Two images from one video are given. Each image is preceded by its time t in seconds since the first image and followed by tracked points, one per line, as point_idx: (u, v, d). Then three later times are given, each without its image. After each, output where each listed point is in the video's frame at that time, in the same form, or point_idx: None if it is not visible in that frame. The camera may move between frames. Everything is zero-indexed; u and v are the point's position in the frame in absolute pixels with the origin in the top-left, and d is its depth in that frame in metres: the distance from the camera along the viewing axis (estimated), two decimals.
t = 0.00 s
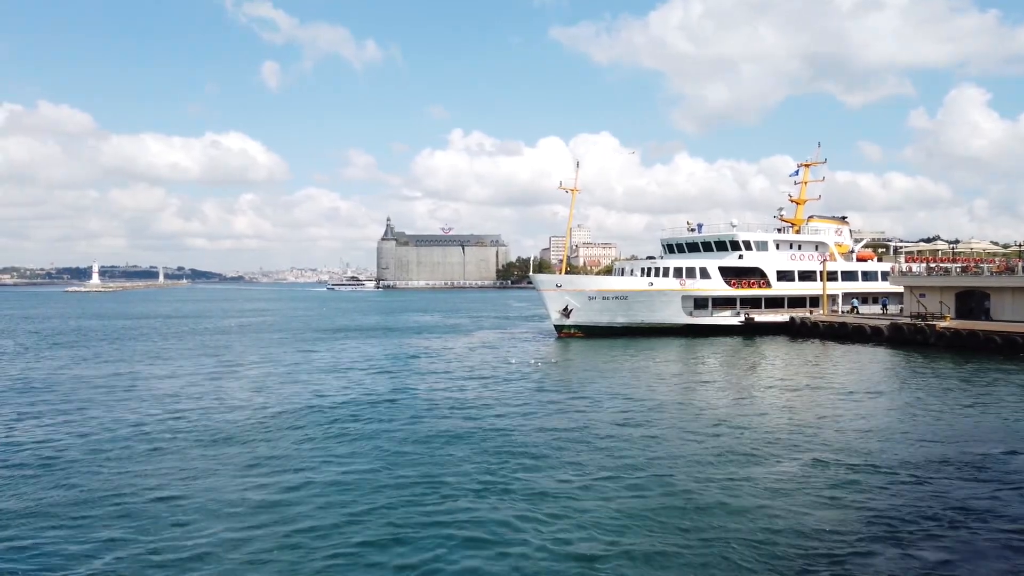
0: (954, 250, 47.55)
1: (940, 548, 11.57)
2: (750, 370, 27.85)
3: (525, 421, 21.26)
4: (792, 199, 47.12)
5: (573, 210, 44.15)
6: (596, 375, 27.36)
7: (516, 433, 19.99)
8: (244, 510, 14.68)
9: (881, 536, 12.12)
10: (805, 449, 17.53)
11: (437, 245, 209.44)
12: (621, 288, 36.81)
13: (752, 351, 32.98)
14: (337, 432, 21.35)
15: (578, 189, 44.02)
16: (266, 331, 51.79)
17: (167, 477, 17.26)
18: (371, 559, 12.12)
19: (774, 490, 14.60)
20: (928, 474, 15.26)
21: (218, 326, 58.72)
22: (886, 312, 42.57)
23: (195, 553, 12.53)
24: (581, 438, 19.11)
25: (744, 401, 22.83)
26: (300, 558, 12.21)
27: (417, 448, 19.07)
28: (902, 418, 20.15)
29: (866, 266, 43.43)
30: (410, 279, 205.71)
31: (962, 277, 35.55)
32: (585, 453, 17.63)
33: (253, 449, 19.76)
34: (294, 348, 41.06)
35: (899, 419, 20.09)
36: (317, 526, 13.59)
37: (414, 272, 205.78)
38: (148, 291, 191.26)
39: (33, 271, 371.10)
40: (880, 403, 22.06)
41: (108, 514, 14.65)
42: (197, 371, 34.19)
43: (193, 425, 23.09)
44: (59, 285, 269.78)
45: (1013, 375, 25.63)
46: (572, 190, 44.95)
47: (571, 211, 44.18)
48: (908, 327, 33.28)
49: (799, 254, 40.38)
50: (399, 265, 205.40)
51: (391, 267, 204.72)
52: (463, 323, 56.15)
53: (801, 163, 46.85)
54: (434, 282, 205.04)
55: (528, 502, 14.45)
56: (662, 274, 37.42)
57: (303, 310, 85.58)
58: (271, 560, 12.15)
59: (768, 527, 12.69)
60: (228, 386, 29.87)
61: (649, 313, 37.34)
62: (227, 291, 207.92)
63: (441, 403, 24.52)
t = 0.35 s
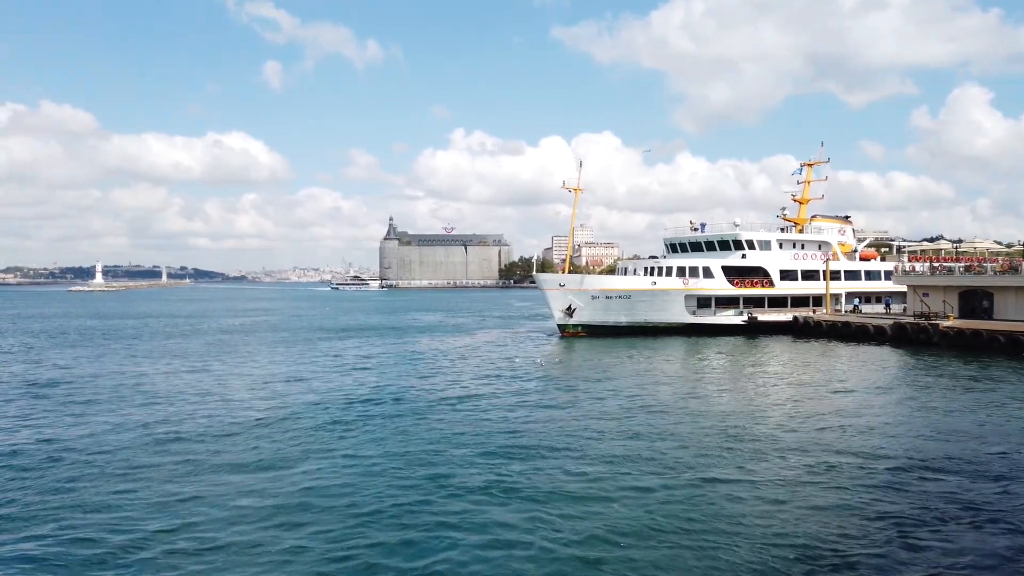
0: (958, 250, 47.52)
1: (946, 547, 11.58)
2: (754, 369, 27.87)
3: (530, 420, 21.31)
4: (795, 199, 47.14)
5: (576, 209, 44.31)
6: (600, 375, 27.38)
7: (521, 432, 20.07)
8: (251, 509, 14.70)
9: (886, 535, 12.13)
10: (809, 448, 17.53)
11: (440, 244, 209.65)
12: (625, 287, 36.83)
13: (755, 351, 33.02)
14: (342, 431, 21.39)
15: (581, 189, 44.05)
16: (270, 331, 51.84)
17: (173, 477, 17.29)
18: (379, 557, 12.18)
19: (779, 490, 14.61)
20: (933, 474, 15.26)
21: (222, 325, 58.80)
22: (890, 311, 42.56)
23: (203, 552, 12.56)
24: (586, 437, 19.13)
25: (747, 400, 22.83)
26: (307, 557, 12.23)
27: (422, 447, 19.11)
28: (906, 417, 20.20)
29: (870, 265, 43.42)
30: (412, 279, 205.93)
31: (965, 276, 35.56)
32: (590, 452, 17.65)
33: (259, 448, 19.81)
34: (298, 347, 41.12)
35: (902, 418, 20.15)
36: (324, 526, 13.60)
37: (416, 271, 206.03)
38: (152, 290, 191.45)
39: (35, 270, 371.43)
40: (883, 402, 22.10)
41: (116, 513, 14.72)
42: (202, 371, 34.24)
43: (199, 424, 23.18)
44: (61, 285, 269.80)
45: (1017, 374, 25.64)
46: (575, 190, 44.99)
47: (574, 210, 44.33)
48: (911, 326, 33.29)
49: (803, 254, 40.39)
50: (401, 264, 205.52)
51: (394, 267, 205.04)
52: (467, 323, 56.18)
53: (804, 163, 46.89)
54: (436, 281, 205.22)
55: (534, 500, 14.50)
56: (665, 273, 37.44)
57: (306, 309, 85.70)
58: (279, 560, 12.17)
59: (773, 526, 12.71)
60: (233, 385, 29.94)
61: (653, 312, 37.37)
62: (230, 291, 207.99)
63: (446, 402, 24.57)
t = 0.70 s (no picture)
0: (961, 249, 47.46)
1: (952, 548, 11.52)
2: (757, 369, 27.86)
3: (533, 419, 21.34)
4: (799, 199, 47.12)
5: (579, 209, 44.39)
6: (603, 374, 27.42)
7: (524, 431, 20.11)
8: (255, 509, 14.70)
9: (890, 535, 12.09)
10: (814, 448, 17.48)
11: (443, 244, 209.78)
12: (627, 286, 36.83)
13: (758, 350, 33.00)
14: (346, 430, 21.41)
15: (584, 188, 44.12)
16: (274, 330, 51.94)
17: (177, 476, 17.31)
18: (382, 556, 12.22)
19: (784, 490, 14.56)
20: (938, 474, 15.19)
21: (225, 325, 58.90)
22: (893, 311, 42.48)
23: (208, 552, 12.55)
24: (589, 436, 19.12)
25: (751, 400, 22.77)
26: (311, 558, 12.21)
27: (425, 446, 19.15)
28: (908, 417, 20.19)
29: (873, 265, 43.40)
30: (415, 279, 206.11)
31: (968, 276, 35.51)
32: (594, 452, 17.63)
33: (263, 447, 19.88)
34: (301, 347, 41.20)
35: (905, 417, 20.15)
36: (328, 526, 13.60)
37: (419, 271, 206.24)
38: (155, 290, 191.77)
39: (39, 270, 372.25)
40: (886, 402, 22.09)
41: (120, 511, 14.79)
42: (207, 369, 34.33)
43: (204, 423, 23.24)
44: (65, 285, 270.62)
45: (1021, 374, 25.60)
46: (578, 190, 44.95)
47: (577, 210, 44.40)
48: (915, 326, 33.23)
49: (806, 254, 40.38)
50: (405, 264, 205.76)
51: (398, 267, 205.27)
52: (470, 322, 56.23)
53: (807, 162, 46.87)
54: (439, 281, 205.36)
55: (537, 499, 14.53)
56: (668, 273, 37.44)
57: (310, 308, 85.77)
58: (284, 560, 12.16)
59: (778, 527, 12.66)
60: (236, 385, 30.00)
61: (656, 312, 37.34)
62: (234, 290, 208.42)
63: (449, 401, 24.62)
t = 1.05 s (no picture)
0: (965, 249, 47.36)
1: (957, 547, 11.52)
2: (760, 368, 27.86)
3: (537, 418, 21.37)
4: (802, 198, 47.08)
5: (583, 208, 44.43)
6: (607, 373, 27.44)
7: (528, 430, 20.14)
8: (259, 507, 14.75)
9: (890, 534, 12.14)
10: (817, 448, 17.44)
11: (446, 244, 209.83)
12: (631, 286, 36.84)
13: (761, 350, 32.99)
14: (351, 428, 21.47)
15: (588, 188, 44.17)
16: (279, 329, 52.01)
17: (182, 474, 17.37)
18: (386, 554, 12.27)
19: (789, 490, 14.53)
20: (943, 474, 15.18)
21: (230, 323, 58.99)
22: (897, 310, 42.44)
23: (212, 550, 12.62)
24: (592, 436, 19.12)
25: (755, 400, 22.68)
26: (316, 556, 12.26)
27: (430, 445, 19.19)
28: (911, 416, 20.20)
29: (877, 265, 43.35)
30: (418, 278, 206.24)
31: (972, 275, 35.46)
32: (598, 451, 17.64)
33: (267, 446, 19.93)
34: (306, 346, 41.25)
35: (908, 417, 20.14)
36: (333, 524, 13.64)
37: (422, 270, 206.34)
38: (158, 289, 191.77)
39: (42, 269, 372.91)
40: (890, 401, 22.10)
41: (125, 510, 14.84)
42: (212, 368, 34.44)
43: (208, 422, 23.30)
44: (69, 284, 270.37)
45: None
46: (582, 189, 44.61)
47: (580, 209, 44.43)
48: (918, 326, 33.22)
49: (809, 253, 40.37)
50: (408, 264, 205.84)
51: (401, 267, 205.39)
52: (474, 321, 56.26)
53: (811, 162, 46.83)
54: (442, 280, 205.46)
55: (541, 498, 14.56)
56: (672, 272, 37.44)
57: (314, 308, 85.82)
58: (288, 558, 12.20)
59: (783, 527, 12.64)
60: (241, 384, 30.05)
61: (659, 311, 37.36)
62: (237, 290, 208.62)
63: (453, 400, 24.64)
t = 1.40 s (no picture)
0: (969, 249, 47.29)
1: (960, 547, 11.56)
2: (764, 368, 27.88)
3: (541, 417, 21.42)
4: (805, 198, 47.10)
5: (586, 207, 44.56)
6: (611, 372, 27.48)
7: (533, 428, 20.21)
8: (264, 505, 14.83)
9: (893, 532, 12.21)
10: (821, 448, 17.42)
11: (449, 242, 209.98)
12: (634, 285, 36.87)
13: (765, 349, 33.00)
14: (354, 427, 21.50)
15: (591, 187, 44.26)
16: (283, 327, 52.12)
17: (188, 472, 17.44)
18: (393, 551, 12.34)
19: (793, 490, 14.51)
20: (947, 474, 15.18)
21: (234, 322, 59.14)
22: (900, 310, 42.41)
23: (219, 547, 12.70)
24: (596, 435, 19.12)
25: (758, 400, 22.65)
26: (322, 553, 12.33)
27: (435, 443, 19.27)
28: (916, 416, 20.22)
29: (880, 264, 43.33)
30: (421, 277, 206.58)
31: (976, 275, 35.42)
32: (602, 451, 17.65)
33: (273, 444, 20.02)
34: (310, 344, 41.33)
35: (913, 417, 20.15)
36: (337, 523, 13.65)
37: (425, 269, 206.61)
38: (162, 287, 192.52)
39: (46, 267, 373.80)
40: (895, 401, 22.10)
41: (132, 507, 14.94)
42: (215, 367, 34.52)
43: (214, 420, 23.39)
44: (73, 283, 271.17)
45: None
46: (584, 189, 45.34)
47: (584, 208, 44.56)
48: (921, 326, 33.17)
49: (812, 253, 40.37)
50: (411, 262, 206.12)
51: (404, 266, 205.73)
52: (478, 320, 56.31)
53: (815, 162, 46.82)
54: (445, 279, 205.68)
55: (546, 497, 14.62)
56: (675, 272, 37.47)
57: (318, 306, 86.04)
58: (293, 557, 12.20)
59: (788, 527, 12.63)
60: (245, 382, 30.12)
61: (662, 310, 37.35)
62: (240, 288, 209.01)
63: (457, 398, 24.72)
